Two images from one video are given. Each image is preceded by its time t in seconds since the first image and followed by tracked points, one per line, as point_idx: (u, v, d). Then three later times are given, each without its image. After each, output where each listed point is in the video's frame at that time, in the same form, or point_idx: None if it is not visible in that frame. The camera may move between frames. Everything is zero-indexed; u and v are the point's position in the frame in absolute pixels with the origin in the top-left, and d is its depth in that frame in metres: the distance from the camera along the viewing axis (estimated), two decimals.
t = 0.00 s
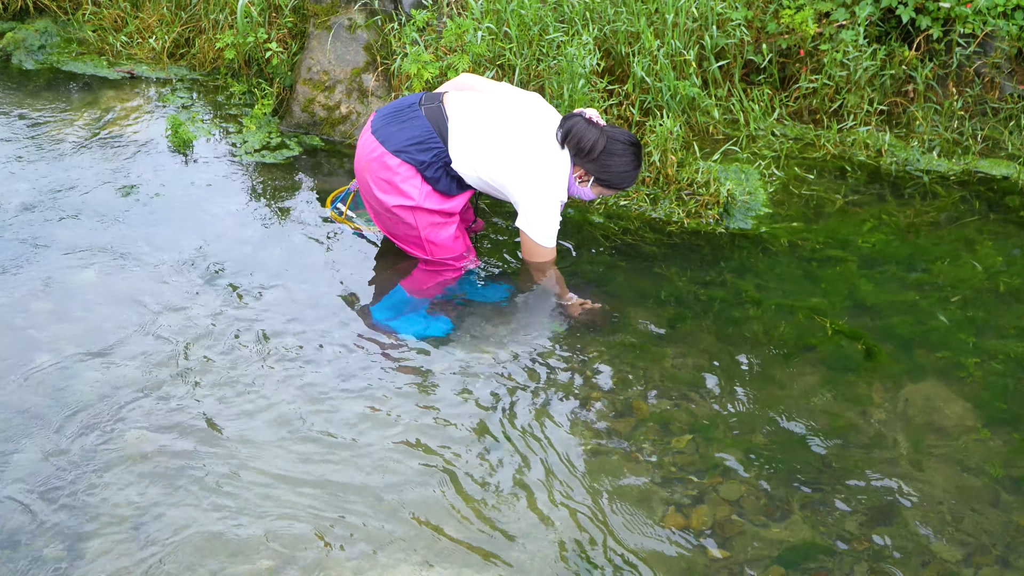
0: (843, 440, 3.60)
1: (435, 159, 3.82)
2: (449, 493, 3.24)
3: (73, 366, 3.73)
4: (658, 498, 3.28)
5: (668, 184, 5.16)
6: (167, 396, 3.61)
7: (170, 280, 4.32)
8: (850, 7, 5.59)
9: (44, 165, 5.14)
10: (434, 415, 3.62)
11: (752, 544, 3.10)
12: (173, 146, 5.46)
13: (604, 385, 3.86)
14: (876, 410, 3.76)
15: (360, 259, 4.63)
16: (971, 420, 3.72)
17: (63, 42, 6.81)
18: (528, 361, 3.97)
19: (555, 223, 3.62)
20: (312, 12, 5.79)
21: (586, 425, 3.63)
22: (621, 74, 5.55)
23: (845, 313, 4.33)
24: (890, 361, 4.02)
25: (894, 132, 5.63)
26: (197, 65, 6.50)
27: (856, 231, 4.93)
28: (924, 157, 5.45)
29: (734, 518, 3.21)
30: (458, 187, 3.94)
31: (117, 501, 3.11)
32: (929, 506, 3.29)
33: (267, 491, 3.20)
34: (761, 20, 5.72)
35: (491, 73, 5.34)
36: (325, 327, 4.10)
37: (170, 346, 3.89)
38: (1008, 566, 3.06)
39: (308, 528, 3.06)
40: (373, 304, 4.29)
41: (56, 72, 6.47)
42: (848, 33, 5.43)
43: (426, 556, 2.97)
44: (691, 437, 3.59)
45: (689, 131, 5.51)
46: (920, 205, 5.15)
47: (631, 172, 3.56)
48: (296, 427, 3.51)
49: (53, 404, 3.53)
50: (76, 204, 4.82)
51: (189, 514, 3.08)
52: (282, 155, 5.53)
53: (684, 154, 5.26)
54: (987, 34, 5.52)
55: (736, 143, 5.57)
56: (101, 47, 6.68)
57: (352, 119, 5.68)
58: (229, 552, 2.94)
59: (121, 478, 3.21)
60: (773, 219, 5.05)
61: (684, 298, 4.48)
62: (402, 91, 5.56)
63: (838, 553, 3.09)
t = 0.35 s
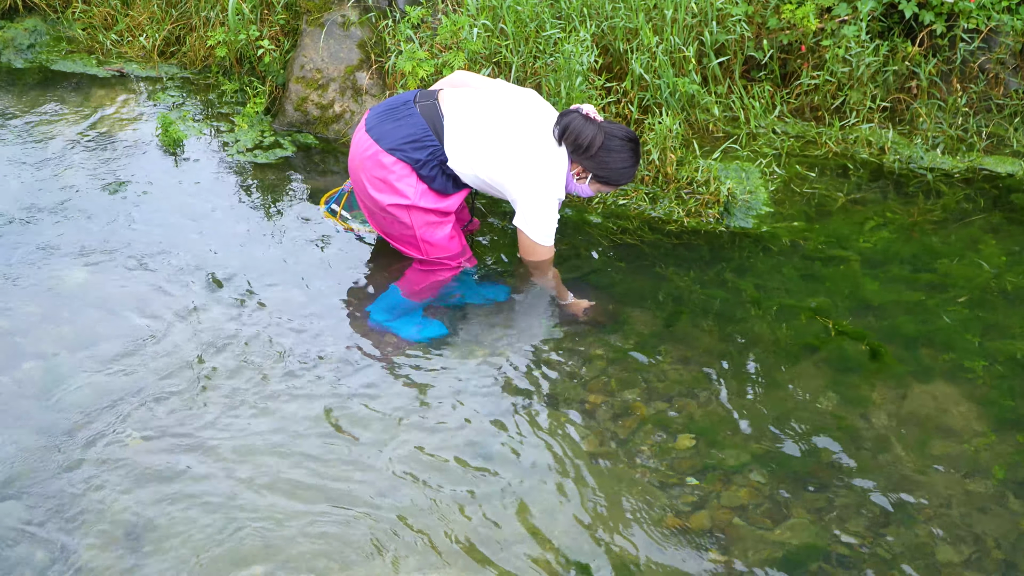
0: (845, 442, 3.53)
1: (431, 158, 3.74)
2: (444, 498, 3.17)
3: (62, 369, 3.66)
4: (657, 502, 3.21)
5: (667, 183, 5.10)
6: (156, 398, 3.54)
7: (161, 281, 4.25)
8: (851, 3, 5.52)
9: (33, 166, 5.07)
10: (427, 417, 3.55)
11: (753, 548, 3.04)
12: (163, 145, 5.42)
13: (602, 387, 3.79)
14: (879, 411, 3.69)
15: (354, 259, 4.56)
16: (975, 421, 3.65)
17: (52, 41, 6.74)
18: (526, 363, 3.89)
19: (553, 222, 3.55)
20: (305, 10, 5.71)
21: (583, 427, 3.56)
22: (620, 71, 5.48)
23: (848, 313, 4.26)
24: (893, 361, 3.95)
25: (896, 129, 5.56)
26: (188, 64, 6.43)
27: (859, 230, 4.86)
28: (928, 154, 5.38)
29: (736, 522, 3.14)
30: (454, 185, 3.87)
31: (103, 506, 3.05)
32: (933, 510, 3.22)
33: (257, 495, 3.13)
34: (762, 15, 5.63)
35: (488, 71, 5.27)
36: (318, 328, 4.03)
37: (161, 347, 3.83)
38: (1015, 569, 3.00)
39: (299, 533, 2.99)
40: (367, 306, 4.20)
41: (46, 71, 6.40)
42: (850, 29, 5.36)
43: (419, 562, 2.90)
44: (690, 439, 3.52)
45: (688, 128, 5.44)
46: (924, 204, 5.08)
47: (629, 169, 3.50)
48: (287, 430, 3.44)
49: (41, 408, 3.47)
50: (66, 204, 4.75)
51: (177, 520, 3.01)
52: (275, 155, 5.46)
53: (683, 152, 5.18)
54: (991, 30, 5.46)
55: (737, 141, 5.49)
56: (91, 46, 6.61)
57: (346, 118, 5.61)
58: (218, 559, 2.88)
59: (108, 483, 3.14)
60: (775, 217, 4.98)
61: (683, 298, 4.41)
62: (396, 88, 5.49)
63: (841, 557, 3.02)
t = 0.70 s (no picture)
0: (843, 442, 3.53)
1: (430, 158, 3.74)
2: (442, 500, 3.17)
3: (61, 372, 3.66)
4: (656, 502, 3.21)
5: (664, 184, 5.10)
6: (155, 401, 3.54)
7: (159, 284, 4.24)
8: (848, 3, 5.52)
9: (30, 169, 5.07)
10: (426, 420, 3.55)
11: (752, 548, 3.04)
12: (159, 148, 5.42)
13: (600, 389, 3.79)
14: (877, 412, 3.69)
15: (352, 262, 4.55)
16: (972, 421, 3.65)
17: (49, 44, 6.75)
18: (524, 366, 3.89)
19: (553, 222, 3.54)
20: (302, 12, 5.71)
21: (583, 428, 3.56)
22: (617, 72, 5.48)
23: (845, 314, 4.26)
24: (891, 362, 3.95)
25: (894, 130, 5.56)
26: (185, 66, 6.43)
27: (856, 230, 4.86)
28: (925, 155, 5.39)
29: (734, 523, 3.14)
30: (453, 186, 3.87)
31: (102, 510, 3.04)
32: (931, 510, 3.22)
33: (256, 498, 3.13)
34: (758, 16, 5.63)
35: (484, 72, 5.27)
36: (317, 331, 4.03)
37: (159, 350, 3.82)
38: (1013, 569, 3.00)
39: (298, 535, 2.99)
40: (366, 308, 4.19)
41: (42, 74, 6.40)
42: (847, 30, 5.36)
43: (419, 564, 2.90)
44: (689, 440, 3.52)
45: (685, 129, 5.44)
46: (921, 204, 5.08)
47: (628, 165, 3.52)
48: (285, 433, 3.44)
49: (39, 412, 3.46)
50: (63, 207, 4.75)
51: (176, 522, 3.01)
52: (272, 158, 5.45)
53: (680, 153, 5.19)
54: (987, 30, 5.46)
55: (734, 141, 5.50)
56: (88, 49, 6.62)
57: (343, 120, 5.61)
58: (217, 561, 2.87)
59: (106, 486, 3.14)
60: (772, 218, 4.98)
61: (681, 299, 4.41)
62: (393, 90, 5.49)
63: (840, 557, 3.02)
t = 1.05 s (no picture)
0: (844, 443, 3.53)
1: (433, 160, 3.73)
2: (443, 502, 3.16)
3: (61, 376, 3.65)
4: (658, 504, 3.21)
5: (663, 185, 5.10)
6: (156, 404, 3.54)
7: (159, 287, 4.24)
8: (846, 5, 5.53)
9: (29, 173, 5.07)
10: (427, 422, 3.54)
11: (753, 550, 3.03)
12: (158, 151, 5.42)
13: (601, 391, 3.79)
14: (879, 413, 3.69)
15: (353, 264, 4.55)
16: (973, 422, 3.65)
17: (47, 47, 6.75)
18: (526, 367, 3.89)
19: (556, 222, 3.54)
20: (301, 15, 5.71)
21: (584, 430, 3.56)
22: (615, 74, 5.48)
23: (845, 315, 4.26)
24: (892, 363, 3.95)
25: (892, 131, 5.57)
26: (183, 69, 6.43)
27: (855, 232, 4.86)
28: (924, 156, 5.39)
29: (736, 524, 3.14)
30: (455, 188, 3.86)
31: (102, 514, 3.03)
32: (932, 511, 3.22)
33: (258, 500, 3.12)
34: (757, 18, 5.63)
35: (483, 75, 5.27)
36: (318, 333, 4.03)
37: (160, 354, 3.81)
38: (1014, 568, 3.00)
39: (299, 537, 2.98)
40: (366, 311, 4.19)
41: (41, 78, 6.40)
42: (845, 31, 5.37)
43: (420, 565, 2.90)
44: (690, 441, 3.52)
45: (684, 131, 5.44)
46: (920, 205, 5.08)
47: (631, 162, 3.48)
48: (286, 435, 3.43)
49: (39, 415, 3.46)
50: (63, 211, 4.74)
51: (177, 526, 3.00)
52: (272, 161, 5.45)
53: (679, 155, 5.19)
54: (986, 31, 5.47)
55: (732, 143, 5.50)
56: (86, 52, 6.62)
57: (342, 123, 5.61)
58: (218, 564, 2.87)
59: (107, 489, 3.13)
60: (771, 220, 4.98)
61: (681, 301, 4.41)
62: (392, 93, 5.49)
63: (842, 558, 3.01)
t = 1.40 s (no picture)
0: (844, 445, 3.53)
1: (433, 164, 3.73)
2: (443, 505, 3.16)
3: (61, 379, 3.65)
4: (658, 506, 3.21)
5: (662, 187, 5.10)
6: (155, 407, 3.53)
7: (158, 290, 4.23)
8: (844, 7, 5.53)
9: (29, 176, 5.07)
10: (427, 425, 3.54)
11: (753, 551, 3.03)
12: (157, 154, 5.43)
13: (601, 393, 3.79)
14: (878, 414, 3.69)
15: (352, 267, 4.55)
16: (972, 423, 3.65)
17: (46, 50, 6.74)
18: (526, 370, 3.88)
19: (557, 226, 3.54)
20: (299, 18, 5.71)
21: (583, 432, 3.56)
22: (614, 76, 5.48)
23: (844, 317, 4.26)
24: (891, 364, 3.95)
25: (891, 133, 5.58)
26: (182, 72, 6.43)
27: (854, 233, 4.87)
28: (922, 157, 5.39)
29: (736, 526, 3.14)
30: (455, 192, 3.87)
31: (101, 517, 3.03)
32: (931, 512, 3.22)
33: (257, 503, 3.12)
34: (755, 20, 5.63)
35: (482, 77, 5.27)
36: (317, 336, 4.03)
37: (158, 357, 3.81)
38: (1014, 569, 3.00)
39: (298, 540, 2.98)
40: (366, 313, 4.19)
41: (39, 81, 6.39)
42: (843, 33, 5.37)
43: (420, 567, 2.89)
44: (690, 443, 3.52)
45: (683, 133, 5.44)
46: (918, 206, 5.08)
47: (630, 167, 3.49)
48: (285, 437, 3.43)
49: (38, 418, 3.45)
50: (63, 214, 4.74)
51: (176, 528, 3.00)
52: (273, 164, 5.45)
53: (678, 157, 5.19)
54: (984, 33, 5.48)
55: (731, 145, 5.50)
56: (85, 55, 6.62)
57: (340, 126, 5.61)
58: (217, 567, 2.86)
59: (107, 492, 3.13)
60: (770, 222, 4.98)
61: (681, 303, 4.41)
62: (391, 96, 5.49)
63: (842, 560, 3.01)
